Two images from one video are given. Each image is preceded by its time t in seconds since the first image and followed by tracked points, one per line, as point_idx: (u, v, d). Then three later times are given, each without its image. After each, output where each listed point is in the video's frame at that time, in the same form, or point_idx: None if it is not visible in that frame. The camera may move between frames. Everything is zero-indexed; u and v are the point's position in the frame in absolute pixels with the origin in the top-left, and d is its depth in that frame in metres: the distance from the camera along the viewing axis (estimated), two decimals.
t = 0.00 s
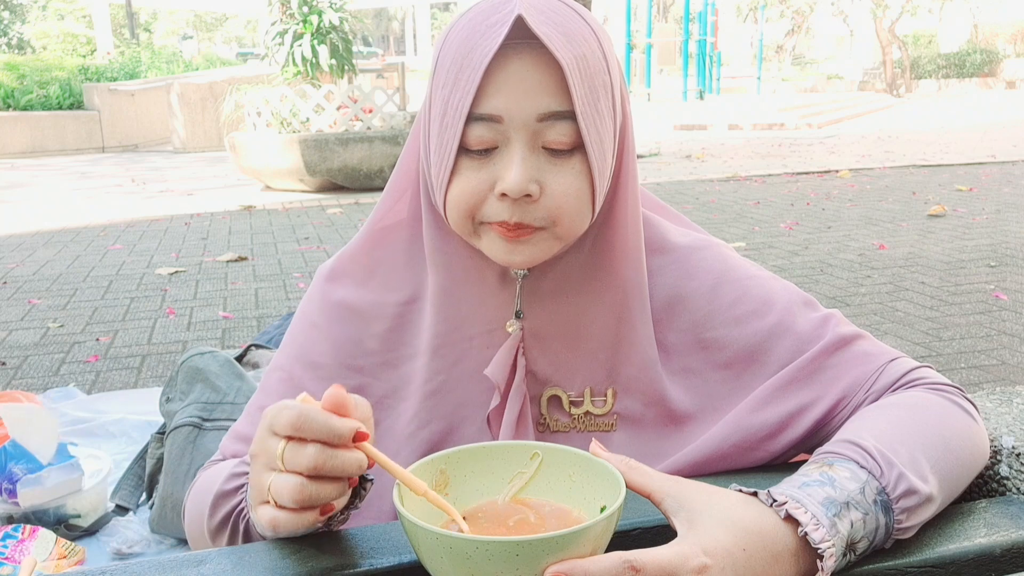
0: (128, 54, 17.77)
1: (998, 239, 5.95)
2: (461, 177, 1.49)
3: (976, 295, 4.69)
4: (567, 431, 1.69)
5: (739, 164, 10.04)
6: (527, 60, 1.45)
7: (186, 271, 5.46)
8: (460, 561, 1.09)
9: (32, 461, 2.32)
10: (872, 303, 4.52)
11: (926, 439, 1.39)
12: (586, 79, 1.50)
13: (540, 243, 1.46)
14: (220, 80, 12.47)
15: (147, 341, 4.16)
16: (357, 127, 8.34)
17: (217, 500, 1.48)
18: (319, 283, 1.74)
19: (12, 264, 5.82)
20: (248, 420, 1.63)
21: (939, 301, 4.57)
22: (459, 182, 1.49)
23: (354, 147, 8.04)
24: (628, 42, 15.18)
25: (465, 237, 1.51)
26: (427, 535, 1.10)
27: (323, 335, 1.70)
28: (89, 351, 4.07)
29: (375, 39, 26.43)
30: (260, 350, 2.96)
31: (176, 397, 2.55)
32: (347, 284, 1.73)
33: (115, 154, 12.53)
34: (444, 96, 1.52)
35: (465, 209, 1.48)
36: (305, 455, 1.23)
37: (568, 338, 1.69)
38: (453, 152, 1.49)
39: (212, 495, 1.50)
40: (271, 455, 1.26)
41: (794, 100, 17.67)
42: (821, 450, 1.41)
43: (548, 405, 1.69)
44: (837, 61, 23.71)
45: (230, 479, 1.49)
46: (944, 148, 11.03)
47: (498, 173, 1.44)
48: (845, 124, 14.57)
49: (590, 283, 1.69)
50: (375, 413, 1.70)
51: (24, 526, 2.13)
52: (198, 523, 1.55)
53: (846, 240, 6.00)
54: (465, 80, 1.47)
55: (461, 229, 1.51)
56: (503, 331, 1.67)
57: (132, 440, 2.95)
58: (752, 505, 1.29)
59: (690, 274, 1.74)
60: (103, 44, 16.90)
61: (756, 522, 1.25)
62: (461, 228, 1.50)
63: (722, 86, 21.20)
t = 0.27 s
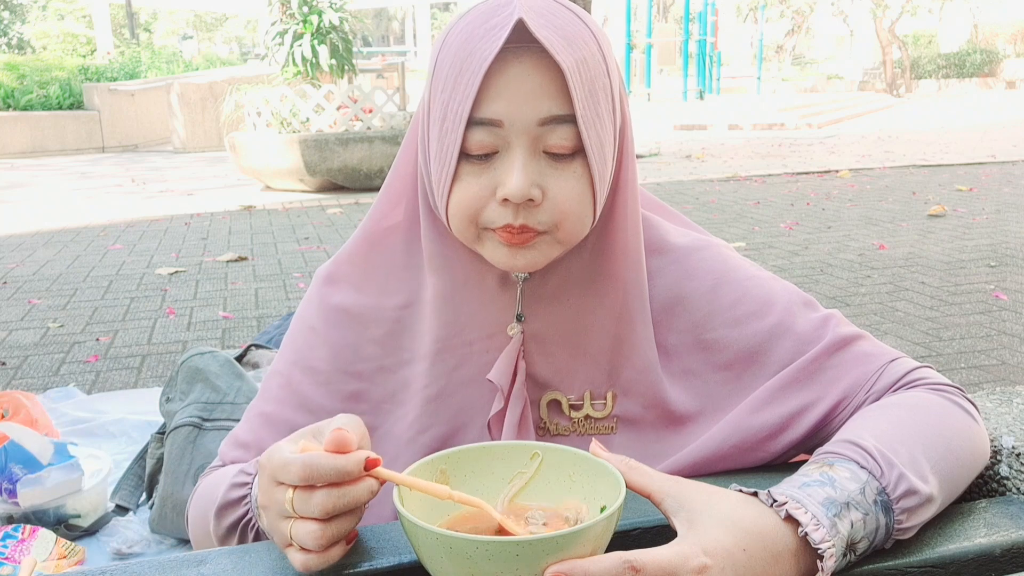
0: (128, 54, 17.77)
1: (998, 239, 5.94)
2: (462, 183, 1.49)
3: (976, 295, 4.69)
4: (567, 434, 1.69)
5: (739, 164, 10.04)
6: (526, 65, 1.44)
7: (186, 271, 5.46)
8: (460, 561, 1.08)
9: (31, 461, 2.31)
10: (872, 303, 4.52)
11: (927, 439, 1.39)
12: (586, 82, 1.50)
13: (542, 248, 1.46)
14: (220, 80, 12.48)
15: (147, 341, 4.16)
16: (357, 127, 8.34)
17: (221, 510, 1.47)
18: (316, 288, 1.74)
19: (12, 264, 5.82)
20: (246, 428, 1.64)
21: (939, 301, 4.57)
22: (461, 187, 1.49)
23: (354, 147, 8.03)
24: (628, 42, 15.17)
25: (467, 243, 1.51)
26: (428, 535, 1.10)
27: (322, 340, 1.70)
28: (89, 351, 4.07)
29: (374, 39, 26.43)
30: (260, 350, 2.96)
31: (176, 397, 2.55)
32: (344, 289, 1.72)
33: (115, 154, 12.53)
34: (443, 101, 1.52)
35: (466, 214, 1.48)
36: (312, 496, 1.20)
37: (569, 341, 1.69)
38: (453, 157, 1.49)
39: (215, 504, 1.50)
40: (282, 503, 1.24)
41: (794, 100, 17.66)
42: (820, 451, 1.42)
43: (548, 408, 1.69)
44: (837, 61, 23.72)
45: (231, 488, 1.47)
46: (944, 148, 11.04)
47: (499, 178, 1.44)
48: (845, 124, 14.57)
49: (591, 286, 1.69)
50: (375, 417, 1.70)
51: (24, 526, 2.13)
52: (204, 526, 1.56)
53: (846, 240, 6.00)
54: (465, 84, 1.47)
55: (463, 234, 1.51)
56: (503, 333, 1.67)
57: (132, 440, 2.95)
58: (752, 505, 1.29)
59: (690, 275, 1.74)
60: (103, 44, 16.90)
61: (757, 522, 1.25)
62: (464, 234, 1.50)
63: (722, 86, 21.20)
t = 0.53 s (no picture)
0: (128, 54, 17.78)
1: (998, 239, 5.94)
2: (462, 185, 1.49)
3: (976, 295, 4.69)
4: (567, 435, 1.69)
5: (739, 164, 10.04)
6: (525, 67, 1.44)
7: (186, 271, 5.46)
8: (460, 560, 1.09)
9: (31, 461, 2.32)
10: (872, 304, 4.52)
11: (927, 440, 1.39)
12: (586, 84, 1.50)
13: (542, 251, 1.46)
14: (220, 80, 12.47)
15: (147, 341, 4.16)
16: (357, 127, 8.33)
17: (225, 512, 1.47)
18: (314, 291, 1.73)
19: (12, 264, 5.82)
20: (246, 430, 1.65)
21: (939, 301, 4.57)
22: (461, 189, 1.49)
23: (354, 147, 8.03)
24: (628, 42, 15.17)
25: (468, 245, 1.51)
26: (428, 535, 1.10)
27: (320, 343, 1.70)
28: (89, 351, 4.07)
29: (374, 39, 26.43)
30: (260, 350, 2.96)
31: (176, 397, 2.55)
32: (344, 291, 1.72)
33: (115, 154, 12.53)
34: (443, 103, 1.52)
35: (467, 216, 1.48)
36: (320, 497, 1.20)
37: (569, 342, 1.69)
38: (453, 159, 1.49)
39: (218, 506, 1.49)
40: (286, 508, 1.24)
41: (794, 100, 17.66)
42: (820, 451, 1.42)
43: (548, 410, 1.69)
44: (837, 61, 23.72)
45: (233, 489, 1.47)
46: (944, 148, 11.03)
47: (499, 180, 1.44)
48: (845, 124, 14.56)
49: (591, 287, 1.69)
50: (375, 419, 1.70)
51: (24, 526, 2.13)
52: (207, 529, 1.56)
53: (846, 240, 6.00)
54: (465, 86, 1.47)
55: (463, 236, 1.51)
56: (502, 335, 1.67)
57: (132, 440, 2.95)
58: (752, 505, 1.29)
59: (690, 276, 1.74)
60: (103, 44, 16.89)
61: (756, 522, 1.25)
62: (465, 237, 1.50)
63: (722, 86, 21.21)
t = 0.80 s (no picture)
0: (128, 54, 17.78)
1: (998, 239, 5.94)
2: (461, 185, 1.49)
3: (976, 295, 4.70)
4: (568, 434, 1.69)
5: (739, 164, 10.04)
6: (524, 66, 1.44)
7: (186, 271, 5.46)
8: (460, 560, 1.08)
9: (31, 461, 2.31)
10: (872, 303, 4.52)
11: (926, 439, 1.39)
12: (585, 82, 1.50)
13: (542, 249, 1.46)
14: (220, 80, 12.48)
15: (147, 341, 4.16)
16: (357, 127, 8.33)
17: (225, 502, 1.47)
18: (314, 290, 1.73)
19: (12, 264, 5.82)
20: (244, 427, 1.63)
21: (940, 301, 4.57)
22: (460, 189, 1.49)
23: (354, 148, 8.03)
24: (628, 42, 15.18)
25: (468, 245, 1.52)
26: (428, 535, 1.10)
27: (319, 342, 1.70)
28: (89, 351, 4.07)
29: (374, 39, 26.44)
30: (260, 350, 2.96)
31: (177, 397, 2.55)
32: (343, 291, 1.72)
33: (115, 154, 12.53)
34: (441, 103, 1.52)
35: (466, 216, 1.48)
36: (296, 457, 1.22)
37: (568, 341, 1.69)
38: (452, 158, 1.49)
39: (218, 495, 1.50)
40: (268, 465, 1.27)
41: (794, 100, 17.66)
42: (820, 451, 1.41)
43: (549, 409, 1.68)
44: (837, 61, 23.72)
45: (234, 479, 1.48)
46: (944, 148, 11.04)
47: (498, 179, 1.44)
48: (845, 124, 14.56)
49: (591, 286, 1.69)
50: (375, 419, 1.70)
51: (24, 526, 2.13)
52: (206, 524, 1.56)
53: (846, 240, 6.00)
54: (463, 86, 1.47)
55: (463, 234, 1.51)
56: (503, 335, 1.67)
57: (133, 440, 2.95)
58: (752, 505, 1.29)
59: (689, 275, 1.74)
60: (103, 44, 16.89)
61: (757, 522, 1.25)
62: (465, 236, 1.50)
63: (722, 86, 21.20)
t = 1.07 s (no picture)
0: (128, 54, 17.79)
1: (998, 239, 5.94)
2: (462, 184, 1.49)
3: (976, 295, 4.70)
4: (568, 433, 1.69)
5: (739, 164, 10.04)
6: (522, 65, 1.44)
7: (186, 271, 5.46)
8: (460, 560, 1.08)
9: (30, 461, 2.30)
10: (872, 303, 4.52)
11: (926, 439, 1.39)
12: (584, 82, 1.50)
13: (542, 248, 1.46)
14: (220, 80, 12.48)
15: (147, 341, 4.16)
16: (357, 127, 8.33)
17: (235, 486, 1.48)
18: (315, 291, 1.74)
19: (12, 264, 5.82)
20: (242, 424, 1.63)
21: (939, 301, 4.57)
22: (460, 188, 1.49)
23: (354, 148, 8.03)
24: (628, 42, 15.18)
25: (469, 244, 1.52)
26: (428, 535, 1.10)
27: (319, 342, 1.69)
28: (89, 351, 4.07)
29: (374, 39, 26.45)
30: (260, 350, 2.96)
31: (176, 397, 2.55)
32: (344, 291, 1.73)
33: (115, 154, 12.53)
34: (441, 102, 1.52)
35: (467, 214, 1.48)
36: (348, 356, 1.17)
37: (569, 341, 1.69)
38: (452, 158, 1.49)
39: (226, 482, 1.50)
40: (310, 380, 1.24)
41: (794, 100, 17.66)
42: (820, 450, 1.41)
43: (549, 408, 1.68)
44: (837, 61, 23.72)
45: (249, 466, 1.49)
46: (944, 148, 11.04)
47: (498, 178, 1.44)
48: (845, 124, 14.56)
49: (591, 286, 1.69)
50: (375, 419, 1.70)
51: (24, 526, 2.13)
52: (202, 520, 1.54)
53: (846, 240, 6.00)
54: (463, 85, 1.47)
55: (463, 233, 1.51)
56: (503, 334, 1.67)
57: (133, 440, 2.95)
58: (752, 504, 1.29)
59: (689, 275, 1.74)
60: (103, 44, 16.89)
61: (757, 522, 1.25)
62: (466, 235, 1.50)
63: (722, 86, 21.22)
